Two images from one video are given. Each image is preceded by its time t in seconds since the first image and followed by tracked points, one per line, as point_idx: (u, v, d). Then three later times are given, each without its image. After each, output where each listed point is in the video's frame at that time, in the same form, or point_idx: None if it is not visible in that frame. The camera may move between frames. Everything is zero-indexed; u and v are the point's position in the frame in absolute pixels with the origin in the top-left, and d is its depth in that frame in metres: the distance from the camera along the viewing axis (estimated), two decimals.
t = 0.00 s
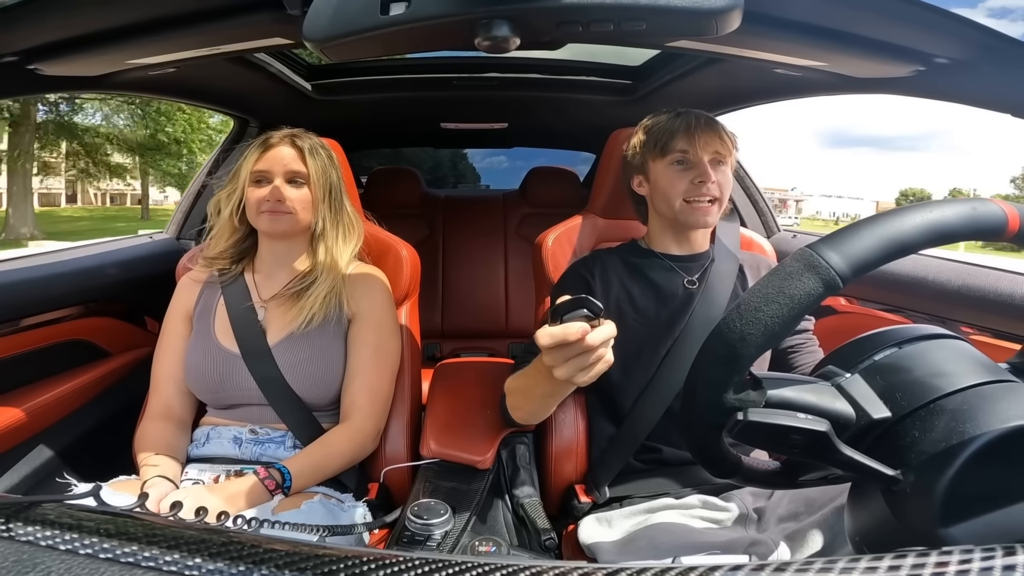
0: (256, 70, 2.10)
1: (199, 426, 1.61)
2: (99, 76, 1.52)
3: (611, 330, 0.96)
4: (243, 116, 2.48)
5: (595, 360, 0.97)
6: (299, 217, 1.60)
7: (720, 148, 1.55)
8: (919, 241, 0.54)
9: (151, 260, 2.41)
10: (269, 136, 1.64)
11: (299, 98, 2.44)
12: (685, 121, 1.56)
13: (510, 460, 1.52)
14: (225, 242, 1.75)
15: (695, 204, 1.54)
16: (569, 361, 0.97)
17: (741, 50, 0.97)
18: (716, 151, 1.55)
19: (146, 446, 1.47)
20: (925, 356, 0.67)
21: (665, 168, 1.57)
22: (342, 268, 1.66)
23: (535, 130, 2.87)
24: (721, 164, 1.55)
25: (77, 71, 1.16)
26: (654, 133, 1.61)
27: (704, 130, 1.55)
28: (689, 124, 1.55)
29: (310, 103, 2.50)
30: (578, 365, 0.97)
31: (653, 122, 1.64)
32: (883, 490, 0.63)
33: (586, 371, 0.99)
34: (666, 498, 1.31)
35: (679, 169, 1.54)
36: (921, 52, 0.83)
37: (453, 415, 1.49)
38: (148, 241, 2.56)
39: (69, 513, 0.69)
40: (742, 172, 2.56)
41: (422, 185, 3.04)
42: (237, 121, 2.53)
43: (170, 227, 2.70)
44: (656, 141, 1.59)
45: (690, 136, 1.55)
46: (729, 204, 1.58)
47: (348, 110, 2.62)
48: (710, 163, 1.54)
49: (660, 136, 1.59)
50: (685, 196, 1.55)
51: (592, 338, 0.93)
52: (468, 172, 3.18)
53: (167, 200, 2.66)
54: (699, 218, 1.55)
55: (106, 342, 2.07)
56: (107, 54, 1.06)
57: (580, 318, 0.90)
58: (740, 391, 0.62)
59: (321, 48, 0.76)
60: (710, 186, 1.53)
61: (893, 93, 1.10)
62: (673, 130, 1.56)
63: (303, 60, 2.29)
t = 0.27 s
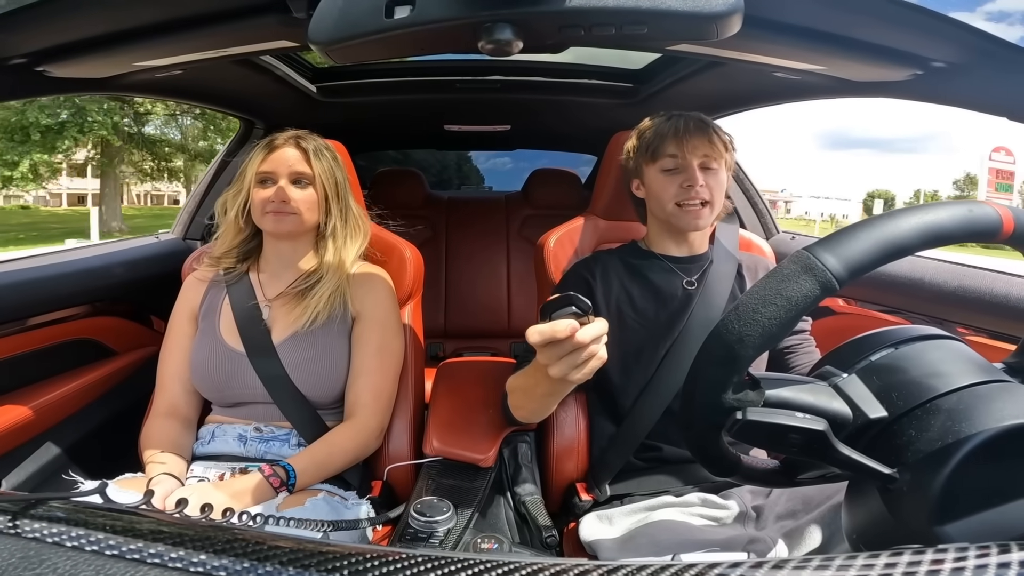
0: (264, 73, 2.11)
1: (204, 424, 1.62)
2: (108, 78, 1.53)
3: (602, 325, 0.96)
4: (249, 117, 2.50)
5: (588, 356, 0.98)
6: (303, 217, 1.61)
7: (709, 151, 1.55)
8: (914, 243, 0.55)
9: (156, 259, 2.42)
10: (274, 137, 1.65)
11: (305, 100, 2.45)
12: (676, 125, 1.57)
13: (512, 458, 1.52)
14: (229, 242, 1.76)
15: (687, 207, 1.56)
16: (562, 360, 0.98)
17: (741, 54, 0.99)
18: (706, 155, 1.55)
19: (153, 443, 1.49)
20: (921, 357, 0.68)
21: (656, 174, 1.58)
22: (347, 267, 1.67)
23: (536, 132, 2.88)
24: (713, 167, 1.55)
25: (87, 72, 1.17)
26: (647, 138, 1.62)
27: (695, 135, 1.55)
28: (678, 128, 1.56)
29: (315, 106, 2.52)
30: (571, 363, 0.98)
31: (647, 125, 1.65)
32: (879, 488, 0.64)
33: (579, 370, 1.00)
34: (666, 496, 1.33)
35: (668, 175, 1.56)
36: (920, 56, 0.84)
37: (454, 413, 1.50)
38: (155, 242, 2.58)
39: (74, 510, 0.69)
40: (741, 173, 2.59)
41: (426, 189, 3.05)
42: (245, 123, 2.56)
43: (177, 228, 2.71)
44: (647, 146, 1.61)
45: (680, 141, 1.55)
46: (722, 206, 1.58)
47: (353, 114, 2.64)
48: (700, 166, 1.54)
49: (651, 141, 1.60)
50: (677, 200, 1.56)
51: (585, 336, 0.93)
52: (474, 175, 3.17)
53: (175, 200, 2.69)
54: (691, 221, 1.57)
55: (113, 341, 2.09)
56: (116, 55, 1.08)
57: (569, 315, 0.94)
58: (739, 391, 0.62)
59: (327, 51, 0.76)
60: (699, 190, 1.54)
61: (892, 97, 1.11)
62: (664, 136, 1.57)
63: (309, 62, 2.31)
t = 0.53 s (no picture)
0: (268, 75, 2.12)
1: (210, 422, 1.63)
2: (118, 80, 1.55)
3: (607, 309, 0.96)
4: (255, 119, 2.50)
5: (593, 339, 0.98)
6: (310, 217, 1.62)
7: (702, 155, 1.55)
8: (907, 245, 0.56)
9: (162, 259, 2.43)
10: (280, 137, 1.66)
11: (309, 101, 2.46)
12: (669, 129, 1.58)
13: (515, 455, 1.56)
14: (233, 242, 1.76)
15: (681, 210, 1.57)
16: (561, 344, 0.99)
17: (740, 56, 1.01)
18: (698, 159, 1.55)
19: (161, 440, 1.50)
20: (918, 356, 0.69)
21: (652, 178, 1.60)
22: (353, 267, 1.69)
23: (537, 133, 2.89)
24: (705, 171, 1.55)
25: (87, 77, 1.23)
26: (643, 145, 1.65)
27: (687, 137, 1.56)
28: (671, 132, 1.57)
29: (320, 107, 2.53)
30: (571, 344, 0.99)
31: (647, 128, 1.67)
32: (877, 486, 0.65)
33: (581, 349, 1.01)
34: (666, 493, 1.33)
35: (664, 178, 1.57)
36: (917, 58, 0.86)
37: (457, 411, 1.51)
38: (162, 240, 2.59)
39: (80, 509, 0.69)
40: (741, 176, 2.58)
41: (429, 188, 3.07)
42: (250, 124, 2.55)
43: (183, 227, 2.74)
44: (643, 152, 1.64)
45: (672, 146, 1.57)
46: (719, 208, 1.59)
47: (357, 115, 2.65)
48: (692, 170, 1.55)
49: (647, 148, 1.62)
50: (671, 204, 1.58)
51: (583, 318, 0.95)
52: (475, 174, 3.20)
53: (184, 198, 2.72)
54: (684, 225, 1.59)
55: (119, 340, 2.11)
56: (121, 60, 1.12)
57: (568, 296, 0.94)
58: (736, 392, 0.63)
59: (332, 53, 0.77)
60: (693, 194, 1.55)
61: (891, 98, 1.12)
62: (655, 145, 1.59)
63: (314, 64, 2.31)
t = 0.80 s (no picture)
0: (273, 78, 2.11)
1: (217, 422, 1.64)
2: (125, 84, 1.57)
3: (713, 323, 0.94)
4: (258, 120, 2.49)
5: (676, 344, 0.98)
6: (317, 220, 1.63)
7: (719, 155, 1.58)
8: (906, 246, 0.56)
9: (168, 261, 2.44)
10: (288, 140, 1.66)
11: (315, 104, 2.47)
12: (686, 128, 1.59)
13: (518, 454, 1.55)
14: (239, 244, 1.77)
15: (697, 209, 1.57)
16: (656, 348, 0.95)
17: (741, 59, 1.03)
18: (716, 159, 1.58)
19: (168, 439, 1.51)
20: (916, 356, 0.70)
21: (668, 175, 1.60)
22: (359, 269, 1.70)
23: (539, 135, 2.90)
24: (721, 170, 1.58)
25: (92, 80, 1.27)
26: (657, 140, 1.64)
27: (706, 137, 1.57)
28: (690, 131, 1.58)
29: (326, 110, 2.54)
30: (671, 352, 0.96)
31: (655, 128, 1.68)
32: (876, 485, 0.66)
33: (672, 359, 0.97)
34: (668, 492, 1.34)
35: (680, 175, 1.57)
36: (916, 62, 0.86)
37: (461, 411, 1.53)
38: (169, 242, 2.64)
39: (87, 508, 0.70)
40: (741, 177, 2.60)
41: (434, 190, 3.08)
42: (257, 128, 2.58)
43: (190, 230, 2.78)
44: (659, 148, 1.62)
45: (691, 143, 1.57)
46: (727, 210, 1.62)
47: (360, 118, 2.64)
48: (710, 169, 1.56)
49: (662, 144, 1.62)
50: (687, 202, 1.58)
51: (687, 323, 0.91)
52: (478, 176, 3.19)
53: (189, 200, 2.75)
54: (700, 222, 1.59)
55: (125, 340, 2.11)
56: (126, 62, 1.14)
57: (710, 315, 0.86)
58: (737, 392, 0.64)
59: (337, 57, 0.78)
60: (710, 193, 1.56)
61: (890, 101, 1.13)
62: (675, 137, 1.59)
63: (321, 67, 2.28)
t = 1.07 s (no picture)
0: (280, 81, 2.14)
1: (223, 421, 1.66)
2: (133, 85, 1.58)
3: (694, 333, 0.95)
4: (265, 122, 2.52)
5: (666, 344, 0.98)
6: (324, 221, 1.65)
7: (720, 155, 1.60)
8: (904, 247, 0.57)
9: (174, 261, 2.45)
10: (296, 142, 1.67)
11: (320, 106, 2.49)
12: (686, 129, 1.62)
13: (521, 452, 1.55)
14: (244, 244, 1.78)
15: (696, 207, 1.59)
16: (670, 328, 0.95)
17: (740, 62, 1.05)
18: (716, 159, 1.59)
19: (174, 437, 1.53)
20: (914, 356, 0.71)
21: (668, 174, 1.61)
22: (363, 269, 1.71)
23: (541, 137, 2.91)
24: (721, 170, 1.59)
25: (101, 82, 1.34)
26: (658, 141, 1.66)
27: (705, 138, 1.60)
28: (690, 132, 1.60)
29: (329, 112, 2.55)
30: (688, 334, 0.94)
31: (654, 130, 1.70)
32: (874, 483, 0.67)
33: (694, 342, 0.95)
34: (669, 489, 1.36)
35: (681, 175, 1.59)
36: (914, 65, 0.87)
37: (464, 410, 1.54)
38: (176, 242, 2.66)
39: (92, 506, 0.70)
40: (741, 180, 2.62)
41: (437, 193, 3.09)
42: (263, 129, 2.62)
43: (197, 231, 2.80)
44: (660, 148, 1.64)
45: (691, 144, 1.60)
46: (726, 209, 1.63)
47: (362, 121, 2.68)
48: (710, 168, 1.58)
49: (663, 144, 1.64)
50: (688, 200, 1.59)
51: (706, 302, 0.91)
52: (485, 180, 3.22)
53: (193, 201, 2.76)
54: (700, 220, 1.60)
55: (129, 339, 2.12)
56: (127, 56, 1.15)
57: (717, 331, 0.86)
58: (737, 391, 0.65)
59: (342, 60, 0.79)
60: (710, 192, 1.58)
61: (889, 104, 1.15)
62: (676, 138, 1.62)
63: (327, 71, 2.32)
